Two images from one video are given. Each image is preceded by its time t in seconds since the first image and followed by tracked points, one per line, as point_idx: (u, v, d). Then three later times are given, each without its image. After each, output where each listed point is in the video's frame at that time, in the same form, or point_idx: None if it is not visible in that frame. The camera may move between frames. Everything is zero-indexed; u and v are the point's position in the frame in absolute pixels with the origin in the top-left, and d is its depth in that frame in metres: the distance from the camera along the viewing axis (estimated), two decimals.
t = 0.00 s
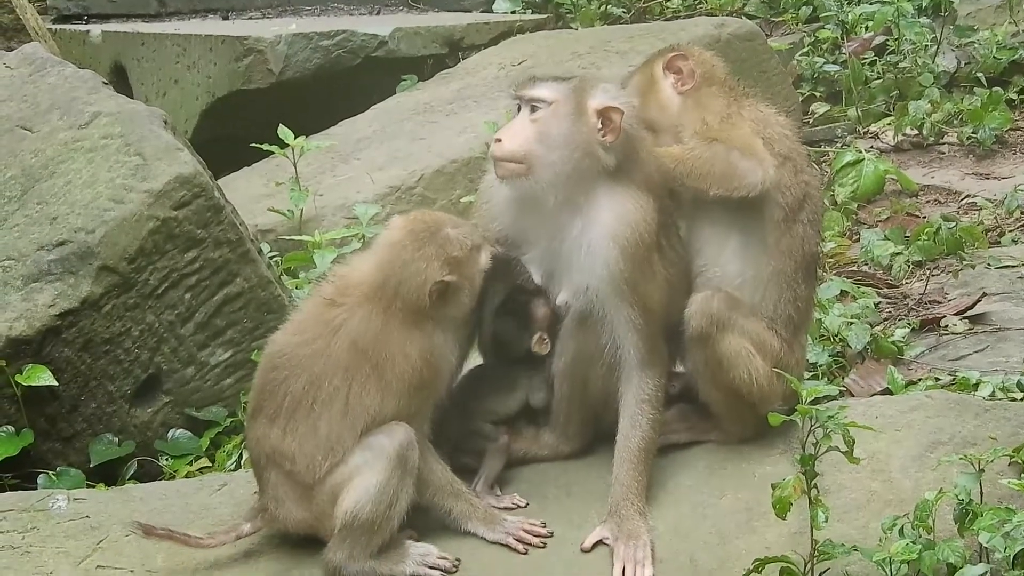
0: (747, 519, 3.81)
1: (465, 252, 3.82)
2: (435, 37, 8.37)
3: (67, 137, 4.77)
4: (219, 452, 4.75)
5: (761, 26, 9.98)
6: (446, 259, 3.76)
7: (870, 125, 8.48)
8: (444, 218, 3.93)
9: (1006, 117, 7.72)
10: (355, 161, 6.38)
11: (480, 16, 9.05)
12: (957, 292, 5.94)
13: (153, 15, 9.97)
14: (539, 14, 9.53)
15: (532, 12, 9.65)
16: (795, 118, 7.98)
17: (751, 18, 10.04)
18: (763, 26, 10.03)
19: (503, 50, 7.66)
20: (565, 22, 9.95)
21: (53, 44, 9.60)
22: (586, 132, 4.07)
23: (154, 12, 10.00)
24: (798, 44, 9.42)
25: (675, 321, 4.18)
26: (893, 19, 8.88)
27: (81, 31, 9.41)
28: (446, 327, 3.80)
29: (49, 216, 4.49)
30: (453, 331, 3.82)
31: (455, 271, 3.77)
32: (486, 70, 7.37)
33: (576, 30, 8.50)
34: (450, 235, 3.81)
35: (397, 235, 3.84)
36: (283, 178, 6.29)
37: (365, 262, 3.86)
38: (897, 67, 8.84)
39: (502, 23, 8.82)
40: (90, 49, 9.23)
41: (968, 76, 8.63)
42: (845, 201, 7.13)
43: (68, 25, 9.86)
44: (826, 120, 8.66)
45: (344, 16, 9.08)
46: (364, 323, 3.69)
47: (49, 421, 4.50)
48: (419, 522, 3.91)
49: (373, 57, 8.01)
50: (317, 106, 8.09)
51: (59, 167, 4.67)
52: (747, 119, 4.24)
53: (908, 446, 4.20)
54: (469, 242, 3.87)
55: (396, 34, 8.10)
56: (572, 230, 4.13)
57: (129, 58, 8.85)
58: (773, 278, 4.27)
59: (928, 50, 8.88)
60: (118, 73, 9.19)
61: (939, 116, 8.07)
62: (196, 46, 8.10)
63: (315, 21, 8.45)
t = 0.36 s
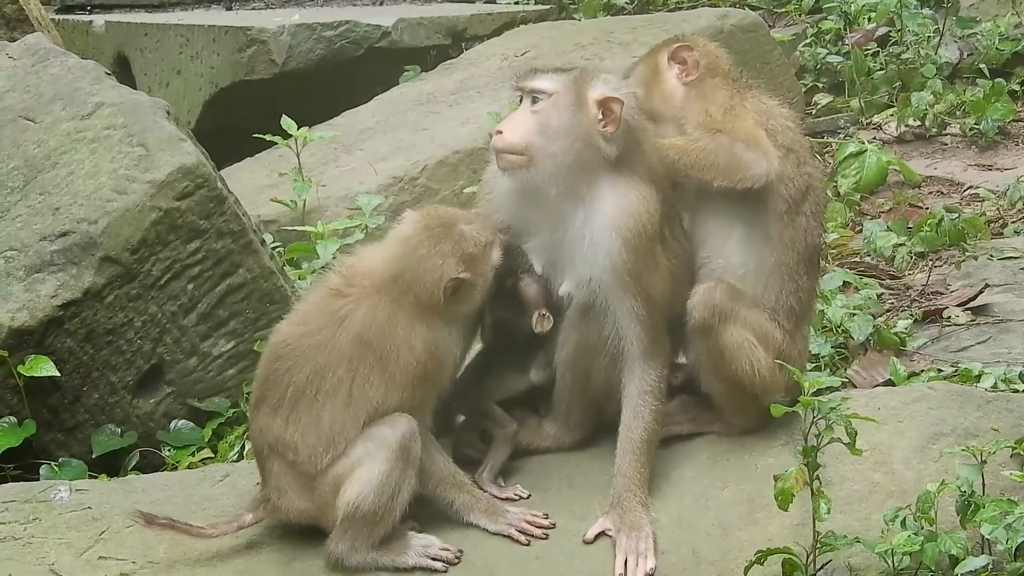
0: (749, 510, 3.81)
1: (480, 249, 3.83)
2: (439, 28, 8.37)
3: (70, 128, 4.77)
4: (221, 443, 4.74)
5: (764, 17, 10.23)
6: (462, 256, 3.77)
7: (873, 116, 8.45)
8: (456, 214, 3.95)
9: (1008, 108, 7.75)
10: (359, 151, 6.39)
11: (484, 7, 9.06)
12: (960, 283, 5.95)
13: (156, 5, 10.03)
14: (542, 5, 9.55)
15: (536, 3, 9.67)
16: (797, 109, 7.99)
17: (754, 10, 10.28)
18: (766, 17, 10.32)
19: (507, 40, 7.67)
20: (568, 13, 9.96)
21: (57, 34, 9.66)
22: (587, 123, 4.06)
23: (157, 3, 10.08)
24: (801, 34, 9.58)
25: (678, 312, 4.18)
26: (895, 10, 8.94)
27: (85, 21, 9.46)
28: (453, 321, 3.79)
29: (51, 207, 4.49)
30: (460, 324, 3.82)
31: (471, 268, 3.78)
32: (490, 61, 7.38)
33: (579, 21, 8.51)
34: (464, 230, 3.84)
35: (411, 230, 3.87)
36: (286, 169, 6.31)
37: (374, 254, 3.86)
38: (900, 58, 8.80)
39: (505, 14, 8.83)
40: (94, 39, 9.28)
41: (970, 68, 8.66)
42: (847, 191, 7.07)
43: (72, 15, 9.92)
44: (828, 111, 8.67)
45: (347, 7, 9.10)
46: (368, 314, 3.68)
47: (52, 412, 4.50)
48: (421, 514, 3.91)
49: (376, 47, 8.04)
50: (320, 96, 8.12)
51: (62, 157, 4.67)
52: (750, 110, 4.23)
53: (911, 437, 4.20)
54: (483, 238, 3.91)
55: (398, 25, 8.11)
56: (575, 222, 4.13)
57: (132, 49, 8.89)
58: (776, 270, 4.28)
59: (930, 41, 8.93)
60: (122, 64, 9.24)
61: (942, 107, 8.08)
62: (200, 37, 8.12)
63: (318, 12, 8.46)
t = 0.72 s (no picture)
0: (751, 507, 3.80)
1: (484, 249, 3.81)
2: (439, 25, 8.36)
3: (71, 125, 4.78)
4: (223, 439, 4.76)
5: (765, 13, 10.21)
6: (467, 256, 3.75)
7: (874, 113, 8.47)
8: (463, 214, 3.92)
9: (1010, 105, 7.75)
10: (360, 148, 6.39)
11: (486, 3, 9.06)
12: (961, 280, 5.95)
13: (156, 3, 10.05)
14: (543, 2, 9.56)
15: None
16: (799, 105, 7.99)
17: (756, 6, 10.30)
18: (767, 14, 10.29)
19: (508, 37, 7.67)
20: (569, 10, 9.96)
21: (57, 30, 9.68)
22: (587, 119, 4.07)
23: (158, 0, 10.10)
24: (802, 31, 9.55)
25: (680, 309, 4.19)
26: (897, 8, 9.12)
27: (86, 18, 9.48)
28: (456, 321, 3.78)
29: (53, 203, 4.49)
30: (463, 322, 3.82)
31: (475, 269, 3.76)
32: (491, 58, 7.39)
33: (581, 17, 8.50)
34: (468, 231, 3.81)
35: (415, 229, 3.87)
36: (287, 165, 6.31)
37: (378, 252, 3.85)
38: (901, 55, 8.83)
39: (506, 10, 8.86)
40: (95, 36, 9.30)
41: (972, 64, 8.66)
42: (849, 188, 7.15)
43: (72, 12, 9.93)
44: (830, 107, 8.67)
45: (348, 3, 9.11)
46: (370, 311, 3.67)
47: (54, 409, 4.50)
48: (422, 510, 3.91)
49: (377, 44, 8.04)
50: (321, 92, 8.12)
51: (64, 154, 4.68)
52: (755, 106, 4.23)
53: (912, 434, 4.20)
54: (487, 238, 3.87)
55: (399, 23, 8.10)
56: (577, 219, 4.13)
57: (133, 46, 8.90)
58: (779, 266, 4.28)
59: (931, 38, 8.93)
60: (122, 60, 9.25)
61: (943, 104, 8.09)
62: (201, 34, 8.14)
63: (320, 9, 8.45)
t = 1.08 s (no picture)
0: (752, 504, 3.80)
1: (497, 274, 3.75)
2: (442, 22, 8.31)
3: (73, 122, 4.78)
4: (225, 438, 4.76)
5: (766, 10, 10.22)
6: (476, 280, 3.71)
7: (875, 110, 8.47)
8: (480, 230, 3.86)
9: (1011, 103, 7.72)
10: (361, 146, 6.39)
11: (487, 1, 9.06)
12: (962, 277, 5.95)
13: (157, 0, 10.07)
14: None
15: None
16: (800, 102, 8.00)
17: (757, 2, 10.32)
18: (768, 11, 10.26)
19: (509, 34, 7.67)
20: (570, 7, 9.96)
21: (59, 28, 9.72)
22: (586, 115, 4.05)
23: None
24: (803, 28, 9.55)
25: (680, 306, 4.19)
26: (898, 5, 9.20)
27: (88, 16, 9.52)
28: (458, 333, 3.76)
29: (55, 201, 4.50)
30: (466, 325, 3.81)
31: (481, 293, 3.71)
32: (492, 56, 7.38)
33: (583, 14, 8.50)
34: (485, 254, 3.75)
35: (434, 239, 3.80)
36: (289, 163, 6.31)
37: (379, 250, 3.83)
38: (903, 52, 8.87)
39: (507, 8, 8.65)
40: (96, 34, 9.33)
41: (974, 61, 8.65)
42: (850, 185, 7.18)
43: (73, 10, 9.96)
44: (831, 105, 8.67)
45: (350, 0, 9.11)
46: (371, 310, 3.65)
47: (55, 406, 4.51)
48: (424, 508, 3.91)
49: (378, 42, 7.99)
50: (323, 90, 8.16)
51: (66, 152, 4.68)
52: (751, 102, 4.24)
53: (914, 431, 4.20)
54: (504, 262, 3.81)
55: (402, 19, 8.05)
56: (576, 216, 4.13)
57: (134, 44, 8.92)
58: (779, 263, 4.27)
59: (933, 36, 8.96)
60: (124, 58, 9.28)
61: (944, 101, 8.09)
62: (203, 32, 8.18)
63: (321, 6, 8.44)
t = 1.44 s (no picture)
0: (754, 503, 3.79)
1: (509, 279, 3.72)
2: (443, 21, 8.30)
3: (74, 122, 4.79)
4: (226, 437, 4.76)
5: (767, 10, 10.21)
6: (491, 287, 3.67)
7: (876, 109, 8.47)
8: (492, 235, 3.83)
9: (1013, 101, 7.69)
10: (362, 146, 6.39)
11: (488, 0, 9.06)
12: (964, 276, 5.95)
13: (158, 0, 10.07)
14: None
15: None
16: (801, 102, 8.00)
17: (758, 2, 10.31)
18: (769, 10, 10.26)
19: (510, 33, 7.67)
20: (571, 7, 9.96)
21: (60, 28, 9.71)
22: (580, 108, 4.09)
23: None
24: (805, 27, 9.54)
25: (681, 305, 4.18)
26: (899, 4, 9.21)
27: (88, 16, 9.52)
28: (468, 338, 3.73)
29: (56, 201, 4.50)
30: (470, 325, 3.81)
31: (493, 300, 3.68)
32: (493, 55, 7.39)
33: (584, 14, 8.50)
34: (496, 260, 3.72)
35: (445, 246, 3.76)
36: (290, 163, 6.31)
37: (381, 248, 3.89)
38: (904, 51, 8.87)
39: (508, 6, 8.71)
40: (97, 34, 9.33)
41: (975, 60, 8.65)
42: (851, 184, 7.18)
43: (74, 10, 9.96)
44: (833, 103, 8.66)
45: None
46: (376, 311, 3.63)
47: (56, 406, 4.51)
48: (425, 508, 3.91)
49: (379, 41, 8.01)
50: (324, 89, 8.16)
51: (67, 151, 4.69)
52: (756, 100, 4.19)
53: (915, 430, 4.20)
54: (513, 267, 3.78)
55: (402, 19, 8.06)
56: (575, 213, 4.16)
57: (135, 44, 8.92)
58: (778, 261, 4.27)
59: (934, 34, 8.95)
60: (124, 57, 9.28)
61: (946, 99, 8.08)
62: (203, 31, 8.18)
63: (322, 6, 8.45)
